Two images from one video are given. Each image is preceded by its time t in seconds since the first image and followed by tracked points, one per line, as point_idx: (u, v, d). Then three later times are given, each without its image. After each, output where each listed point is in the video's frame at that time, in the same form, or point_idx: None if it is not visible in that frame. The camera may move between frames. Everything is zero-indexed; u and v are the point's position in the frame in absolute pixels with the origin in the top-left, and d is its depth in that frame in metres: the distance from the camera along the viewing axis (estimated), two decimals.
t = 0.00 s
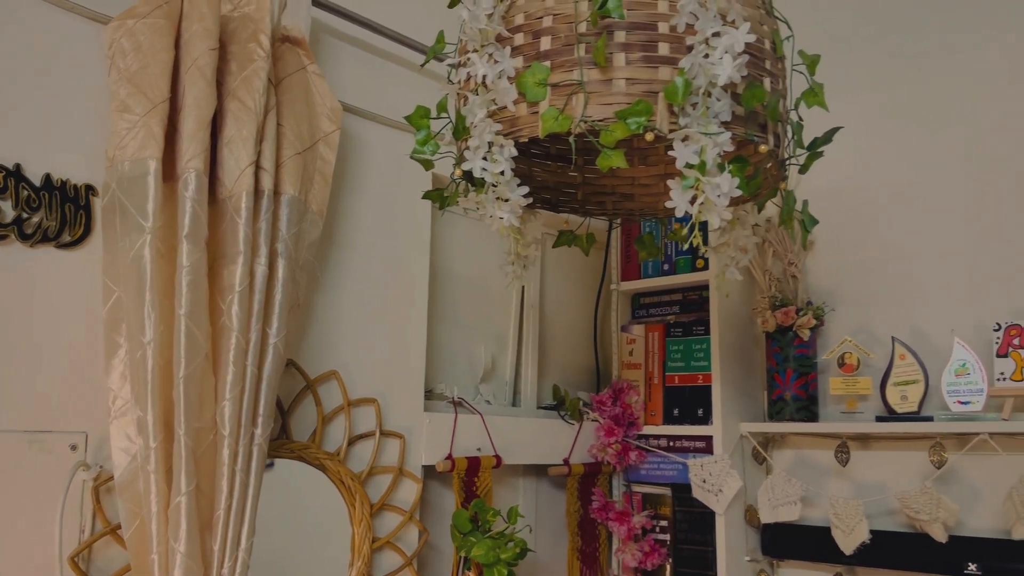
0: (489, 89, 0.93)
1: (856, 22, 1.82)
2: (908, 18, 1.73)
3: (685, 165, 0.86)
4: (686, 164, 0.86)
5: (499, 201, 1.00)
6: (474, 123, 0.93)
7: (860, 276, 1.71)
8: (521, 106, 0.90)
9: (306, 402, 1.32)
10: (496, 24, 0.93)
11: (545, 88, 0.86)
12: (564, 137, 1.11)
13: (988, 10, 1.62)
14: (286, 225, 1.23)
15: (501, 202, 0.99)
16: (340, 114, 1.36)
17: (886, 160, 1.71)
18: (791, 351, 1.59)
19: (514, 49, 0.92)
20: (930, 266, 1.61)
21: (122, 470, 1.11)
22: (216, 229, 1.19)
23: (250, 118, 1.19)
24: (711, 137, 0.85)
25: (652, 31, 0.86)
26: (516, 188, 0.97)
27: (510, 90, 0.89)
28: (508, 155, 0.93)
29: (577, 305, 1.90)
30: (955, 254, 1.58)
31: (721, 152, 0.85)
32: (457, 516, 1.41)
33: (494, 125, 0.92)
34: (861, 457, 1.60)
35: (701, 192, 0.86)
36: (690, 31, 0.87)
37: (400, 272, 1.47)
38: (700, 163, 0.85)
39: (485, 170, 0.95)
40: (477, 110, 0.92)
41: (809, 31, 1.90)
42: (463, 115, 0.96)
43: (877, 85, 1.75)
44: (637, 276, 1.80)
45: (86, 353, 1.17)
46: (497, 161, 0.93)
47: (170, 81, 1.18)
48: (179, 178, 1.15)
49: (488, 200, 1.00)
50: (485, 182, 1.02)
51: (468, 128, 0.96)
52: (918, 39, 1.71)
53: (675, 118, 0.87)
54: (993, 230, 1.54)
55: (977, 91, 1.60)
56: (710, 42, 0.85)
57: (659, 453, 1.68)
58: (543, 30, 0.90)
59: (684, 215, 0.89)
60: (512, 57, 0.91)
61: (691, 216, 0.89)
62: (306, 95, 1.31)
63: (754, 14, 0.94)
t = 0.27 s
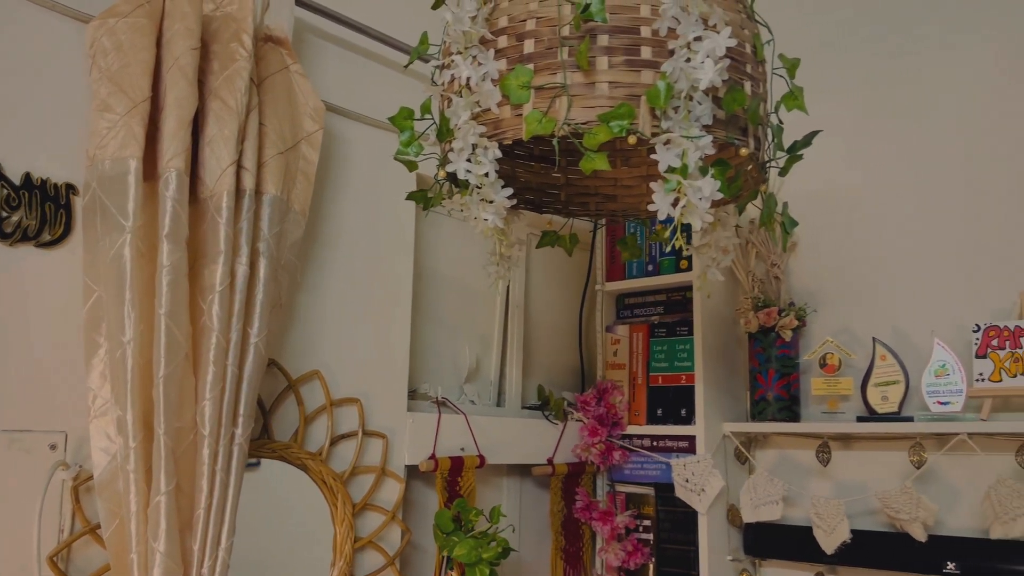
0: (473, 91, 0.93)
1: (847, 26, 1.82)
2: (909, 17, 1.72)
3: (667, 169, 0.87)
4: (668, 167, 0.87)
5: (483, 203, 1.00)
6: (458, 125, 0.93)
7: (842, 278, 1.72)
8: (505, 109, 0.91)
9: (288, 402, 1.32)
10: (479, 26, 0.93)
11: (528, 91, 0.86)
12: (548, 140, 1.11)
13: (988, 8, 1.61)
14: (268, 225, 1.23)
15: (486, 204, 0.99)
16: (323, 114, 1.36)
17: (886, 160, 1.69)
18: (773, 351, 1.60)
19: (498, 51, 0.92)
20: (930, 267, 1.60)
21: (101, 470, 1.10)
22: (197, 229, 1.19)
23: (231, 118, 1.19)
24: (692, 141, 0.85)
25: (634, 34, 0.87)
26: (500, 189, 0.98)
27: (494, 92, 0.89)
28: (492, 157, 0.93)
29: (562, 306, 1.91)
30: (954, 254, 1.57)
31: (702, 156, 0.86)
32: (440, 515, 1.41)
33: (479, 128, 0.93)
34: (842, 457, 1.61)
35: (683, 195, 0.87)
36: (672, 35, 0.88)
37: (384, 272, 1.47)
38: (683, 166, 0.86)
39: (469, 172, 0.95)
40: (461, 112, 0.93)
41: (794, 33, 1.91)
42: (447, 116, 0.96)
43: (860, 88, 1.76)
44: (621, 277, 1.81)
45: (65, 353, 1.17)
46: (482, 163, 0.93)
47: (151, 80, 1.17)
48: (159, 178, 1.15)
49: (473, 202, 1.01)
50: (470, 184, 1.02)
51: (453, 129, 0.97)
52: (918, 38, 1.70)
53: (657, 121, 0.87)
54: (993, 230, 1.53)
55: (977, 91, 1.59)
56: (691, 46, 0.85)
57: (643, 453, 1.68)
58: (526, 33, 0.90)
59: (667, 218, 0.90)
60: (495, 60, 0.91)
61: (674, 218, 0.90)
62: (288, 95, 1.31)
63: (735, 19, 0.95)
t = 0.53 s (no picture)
0: (460, 93, 0.93)
1: (843, 28, 1.81)
2: (909, 18, 1.71)
3: (651, 172, 0.87)
4: (653, 171, 0.87)
5: (470, 205, 0.99)
6: (445, 127, 0.93)
7: (826, 279, 1.73)
8: (493, 111, 0.91)
9: (273, 402, 1.32)
10: (467, 30, 0.93)
11: (515, 94, 0.88)
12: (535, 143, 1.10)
13: (988, 9, 1.60)
14: (252, 225, 1.23)
15: (473, 206, 0.98)
16: (309, 114, 1.36)
17: (887, 160, 1.68)
18: (758, 352, 1.61)
19: (485, 54, 0.92)
20: (931, 267, 1.59)
21: (84, 469, 1.10)
22: (181, 228, 1.19)
23: (216, 117, 1.19)
24: (677, 145, 0.85)
25: (620, 39, 0.87)
26: (487, 191, 0.97)
27: (481, 95, 0.90)
28: (479, 159, 0.92)
29: (548, 306, 1.91)
30: (956, 255, 1.56)
31: (686, 160, 0.86)
32: (425, 515, 1.41)
33: (466, 130, 0.92)
34: (827, 457, 1.62)
35: (667, 199, 0.87)
36: (657, 39, 0.88)
37: (370, 272, 1.47)
38: (667, 170, 0.86)
39: (456, 173, 0.94)
40: (448, 114, 0.92)
41: (781, 35, 1.92)
42: (435, 118, 0.95)
43: (846, 90, 1.77)
44: (608, 277, 1.81)
45: (48, 351, 1.17)
46: (468, 165, 0.93)
47: (135, 79, 1.17)
48: (143, 177, 1.15)
49: (459, 203, 0.99)
50: (456, 186, 1.01)
51: (440, 132, 0.96)
52: (918, 38, 1.69)
53: (642, 125, 0.88)
54: (993, 229, 1.53)
55: (978, 92, 1.59)
56: (676, 50, 0.86)
57: (629, 452, 1.69)
58: (513, 37, 0.90)
59: (651, 222, 0.90)
60: (483, 63, 0.92)
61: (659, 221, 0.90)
62: (273, 94, 1.31)
63: (719, 23, 0.95)
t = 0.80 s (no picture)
0: (449, 94, 0.93)
1: (837, 28, 1.81)
2: (909, 17, 1.70)
3: (639, 173, 0.87)
4: (640, 172, 0.87)
5: (459, 205, 0.98)
6: (434, 127, 0.93)
7: (811, 278, 1.74)
8: (481, 112, 0.91)
9: (258, 400, 1.32)
10: (455, 30, 0.92)
11: (503, 94, 0.87)
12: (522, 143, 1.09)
13: (989, 9, 1.60)
14: (237, 222, 1.23)
15: (461, 206, 0.97)
16: (296, 112, 1.36)
17: (888, 160, 1.67)
18: (744, 351, 1.62)
19: (474, 55, 0.92)
20: (931, 266, 1.58)
21: (68, 466, 1.10)
22: (166, 225, 1.19)
23: (201, 115, 1.18)
24: (664, 146, 0.86)
25: (607, 40, 0.88)
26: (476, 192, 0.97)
27: (469, 95, 0.90)
28: (468, 159, 0.92)
29: (537, 304, 1.92)
30: (957, 254, 1.55)
31: (673, 161, 0.87)
32: (411, 513, 1.41)
33: (454, 130, 0.93)
34: (812, 455, 1.63)
35: (654, 200, 0.88)
36: (644, 41, 0.89)
37: (357, 270, 1.47)
38: (654, 171, 0.86)
39: (445, 173, 0.94)
40: (437, 114, 0.93)
41: (769, 36, 1.93)
42: (423, 118, 0.96)
43: (833, 91, 1.78)
44: (596, 276, 1.82)
45: (31, 348, 1.16)
46: (457, 165, 0.93)
47: (120, 76, 1.17)
48: (128, 173, 1.15)
49: (448, 203, 0.98)
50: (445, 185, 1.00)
51: (428, 132, 0.96)
52: (918, 38, 1.68)
53: (630, 125, 0.88)
54: (992, 229, 1.52)
55: (978, 92, 1.58)
56: (663, 52, 0.86)
57: (616, 450, 1.70)
58: (501, 37, 0.90)
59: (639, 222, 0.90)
60: (471, 63, 0.92)
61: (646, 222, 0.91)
62: (259, 92, 1.31)
63: (706, 24, 0.95)
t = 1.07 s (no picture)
0: (438, 94, 0.92)
1: (835, 27, 1.80)
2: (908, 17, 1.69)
3: (627, 173, 0.88)
4: (628, 172, 0.88)
5: (448, 205, 0.97)
6: (423, 127, 0.92)
7: (799, 277, 1.75)
8: (470, 112, 0.91)
9: (245, 398, 1.32)
10: (444, 30, 0.92)
11: (492, 95, 0.87)
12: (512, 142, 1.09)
13: (988, 8, 1.59)
14: (224, 220, 1.23)
15: (451, 205, 0.96)
16: (283, 110, 1.36)
17: (886, 161, 1.67)
18: (731, 350, 1.63)
19: (463, 55, 0.92)
20: (931, 267, 1.57)
21: (53, 464, 1.10)
22: (152, 223, 1.19)
23: (188, 112, 1.18)
24: (651, 147, 0.86)
25: (595, 41, 0.88)
26: (466, 191, 0.95)
27: (459, 95, 0.89)
28: (457, 159, 0.92)
29: (526, 303, 1.92)
30: (957, 255, 1.55)
31: (660, 162, 0.88)
32: (399, 511, 1.41)
33: (443, 130, 0.92)
34: (798, 454, 1.64)
35: (641, 200, 0.88)
36: (632, 42, 0.89)
37: (346, 268, 1.47)
38: (642, 172, 0.87)
39: (434, 173, 0.94)
40: (426, 114, 0.92)
41: (759, 36, 1.93)
42: (412, 118, 0.95)
43: (822, 91, 1.79)
44: (585, 275, 1.82)
45: (17, 346, 1.16)
46: (446, 165, 0.92)
47: (107, 73, 1.17)
48: (115, 171, 1.15)
49: (437, 203, 0.97)
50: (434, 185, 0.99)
51: (417, 131, 0.95)
52: (918, 38, 1.67)
53: (618, 126, 0.88)
54: (993, 230, 1.52)
55: (978, 92, 1.57)
56: (651, 53, 0.87)
57: (604, 449, 1.70)
58: (490, 38, 0.90)
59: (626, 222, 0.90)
60: (460, 63, 0.91)
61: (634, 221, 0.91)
62: (247, 89, 1.31)
63: (694, 25, 0.95)
